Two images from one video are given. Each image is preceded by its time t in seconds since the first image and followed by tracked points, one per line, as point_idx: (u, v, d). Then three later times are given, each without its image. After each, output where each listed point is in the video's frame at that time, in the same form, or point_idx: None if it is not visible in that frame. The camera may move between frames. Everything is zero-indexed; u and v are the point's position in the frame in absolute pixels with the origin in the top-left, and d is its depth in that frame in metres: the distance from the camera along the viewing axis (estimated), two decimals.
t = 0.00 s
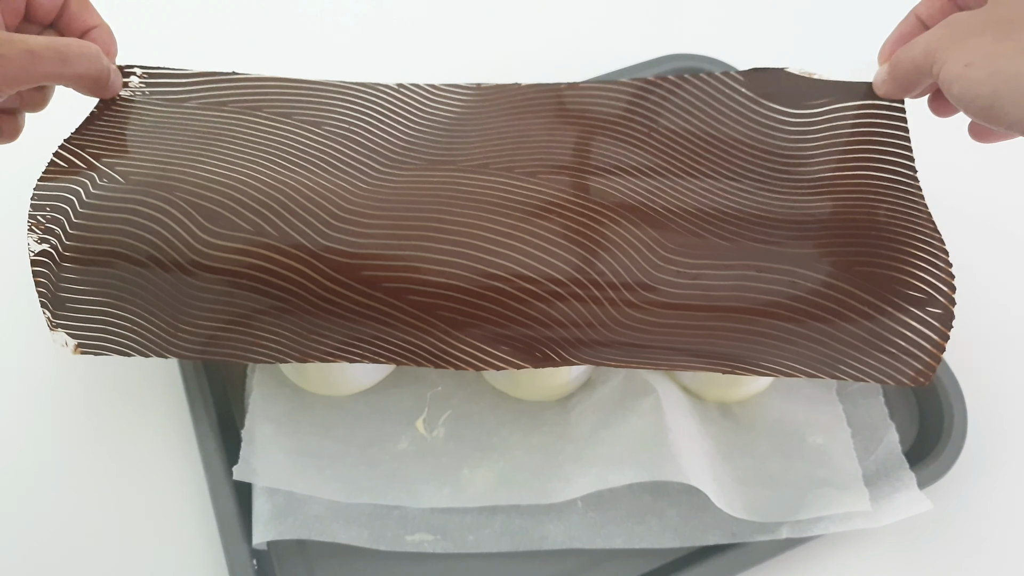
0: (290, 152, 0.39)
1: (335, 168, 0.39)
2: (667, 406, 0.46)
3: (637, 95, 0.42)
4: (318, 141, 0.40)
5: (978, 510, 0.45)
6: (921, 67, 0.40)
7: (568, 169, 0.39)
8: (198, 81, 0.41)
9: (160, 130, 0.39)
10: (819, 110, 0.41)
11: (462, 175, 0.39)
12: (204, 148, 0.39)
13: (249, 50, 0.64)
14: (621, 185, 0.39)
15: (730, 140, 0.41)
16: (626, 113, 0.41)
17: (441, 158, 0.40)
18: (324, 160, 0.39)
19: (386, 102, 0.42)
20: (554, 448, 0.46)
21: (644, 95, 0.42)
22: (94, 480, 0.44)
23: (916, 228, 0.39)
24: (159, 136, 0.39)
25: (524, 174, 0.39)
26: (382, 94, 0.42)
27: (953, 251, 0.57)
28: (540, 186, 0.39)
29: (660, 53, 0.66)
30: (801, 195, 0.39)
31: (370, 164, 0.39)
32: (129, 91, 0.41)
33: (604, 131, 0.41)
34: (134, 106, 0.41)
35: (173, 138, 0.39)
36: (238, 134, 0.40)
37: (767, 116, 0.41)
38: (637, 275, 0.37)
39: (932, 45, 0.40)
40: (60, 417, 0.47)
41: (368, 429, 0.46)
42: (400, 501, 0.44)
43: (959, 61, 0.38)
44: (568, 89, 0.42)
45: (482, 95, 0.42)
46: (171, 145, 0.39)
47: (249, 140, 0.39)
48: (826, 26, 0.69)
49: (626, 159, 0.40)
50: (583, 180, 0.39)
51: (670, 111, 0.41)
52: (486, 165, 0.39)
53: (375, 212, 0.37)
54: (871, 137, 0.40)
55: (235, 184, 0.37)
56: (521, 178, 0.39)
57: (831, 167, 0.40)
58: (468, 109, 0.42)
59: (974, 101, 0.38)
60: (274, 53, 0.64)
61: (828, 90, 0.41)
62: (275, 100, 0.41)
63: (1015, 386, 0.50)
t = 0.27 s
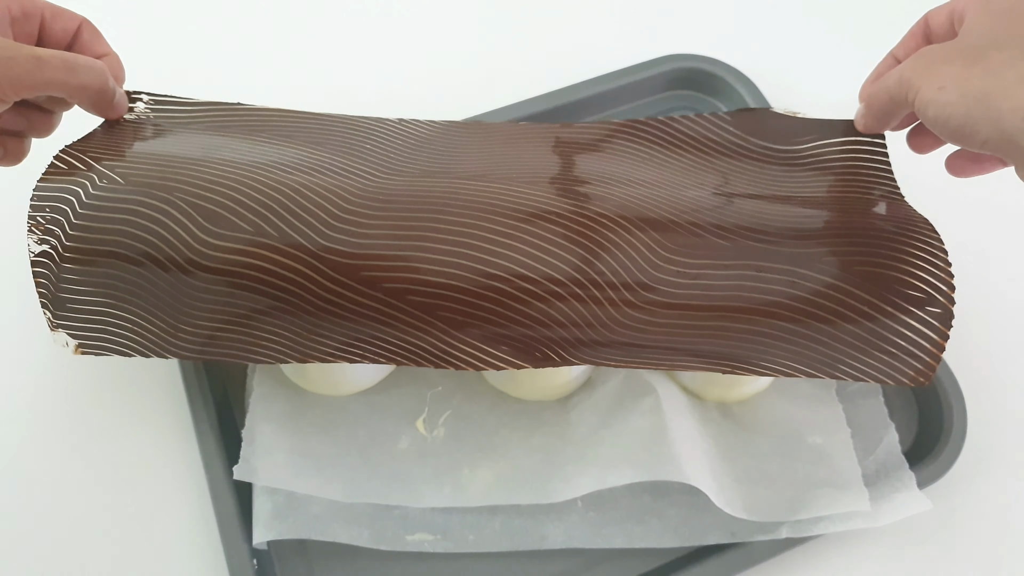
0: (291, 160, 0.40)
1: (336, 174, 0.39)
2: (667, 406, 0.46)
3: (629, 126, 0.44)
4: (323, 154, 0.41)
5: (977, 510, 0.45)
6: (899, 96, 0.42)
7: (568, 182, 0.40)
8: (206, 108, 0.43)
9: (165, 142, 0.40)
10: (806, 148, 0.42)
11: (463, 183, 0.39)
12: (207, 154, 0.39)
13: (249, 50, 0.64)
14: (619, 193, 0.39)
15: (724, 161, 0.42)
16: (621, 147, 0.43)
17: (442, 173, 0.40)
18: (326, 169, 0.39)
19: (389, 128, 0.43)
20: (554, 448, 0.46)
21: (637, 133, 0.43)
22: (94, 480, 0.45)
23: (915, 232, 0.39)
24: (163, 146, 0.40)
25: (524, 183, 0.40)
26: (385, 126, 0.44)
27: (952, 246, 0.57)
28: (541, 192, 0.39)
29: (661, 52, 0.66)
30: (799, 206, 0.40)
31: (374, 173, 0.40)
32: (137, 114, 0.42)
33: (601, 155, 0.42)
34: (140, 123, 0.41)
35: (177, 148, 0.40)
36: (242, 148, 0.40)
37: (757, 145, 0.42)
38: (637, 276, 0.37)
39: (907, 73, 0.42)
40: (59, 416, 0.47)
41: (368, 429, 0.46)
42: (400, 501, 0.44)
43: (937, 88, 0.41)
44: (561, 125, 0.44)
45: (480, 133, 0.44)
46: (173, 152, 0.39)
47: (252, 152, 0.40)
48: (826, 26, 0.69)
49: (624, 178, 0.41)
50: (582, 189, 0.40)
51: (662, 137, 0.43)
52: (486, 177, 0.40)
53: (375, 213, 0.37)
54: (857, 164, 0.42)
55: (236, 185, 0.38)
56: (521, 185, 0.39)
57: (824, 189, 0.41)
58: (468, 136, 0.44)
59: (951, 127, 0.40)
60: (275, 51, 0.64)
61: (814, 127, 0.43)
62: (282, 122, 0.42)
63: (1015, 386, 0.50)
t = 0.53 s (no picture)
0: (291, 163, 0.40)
1: (336, 174, 0.39)
2: (667, 406, 0.46)
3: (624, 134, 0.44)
4: (323, 156, 0.41)
5: (977, 510, 0.45)
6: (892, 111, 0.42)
7: (566, 182, 0.40)
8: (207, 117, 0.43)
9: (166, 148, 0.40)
10: (802, 154, 0.43)
11: (462, 184, 0.39)
12: (208, 158, 0.39)
13: (250, 51, 0.64)
14: (618, 194, 0.40)
15: (720, 161, 0.43)
16: (619, 149, 0.43)
17: (441, 173, 0.40)
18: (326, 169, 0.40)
19: (387, 132, 0.44)
20: (554, 448, 0.46)
21: (634, 139, 0.44)
22: (93, 480, 0.45)
23: (916, 231, 0.39)
24: (165, 151, 0.40)
25: (524, 184, 0.40)
26: (385, 131, 0.44)
27: (950, 245, 0.57)
28: (540, 193, 0.39)
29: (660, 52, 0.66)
30: (798, 207, 0.40)
31: (374, 172, 0.40)
32: (140, 125, 0.42)
33: (599, 157, 0.42)
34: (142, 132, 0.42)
35: (179, 152, 0.40)
36: (243, 151, 0.40)
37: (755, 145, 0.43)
38: (636, 276, 0.37)
39: (902, 88, 0.42)
40: (59, 416, 0.47)
41: (367, 429, 0.46)
42: (400, 501, 0.44)
43: (928, 107, 0.41)
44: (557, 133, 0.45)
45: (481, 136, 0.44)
46: (174, 156, 0.39)
47: (253, 155, 0.40)
48: (825, 26, 0.69)
49: (622, 180, 0.41)
50: (581, 189, 0.40)
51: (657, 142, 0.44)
52: (485, 176, 0.40)
53: (373, 213, 0.37)
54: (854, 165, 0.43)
55: (235, 185, 0.38)
56: (520, 186, 0.39)
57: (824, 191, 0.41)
58: (466, 139, 0.44)
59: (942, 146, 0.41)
60: (275, 53, 0.64)
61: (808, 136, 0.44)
62: (283, 128, 0.43)
63: (1015, 386, 0.50)
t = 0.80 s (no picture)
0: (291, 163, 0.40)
1: (336, 175, 0.39)
2: (667, 406, 0.46)
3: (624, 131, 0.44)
4: (323, 157, 0.41)
5: (977, 510, 0.45)
6: (897, 110, 0.42)
7: (565, 183, 0.40)
8: (203, 110, 0.43)
9: (165, 146, 0.40)
10: (801, 152, 0.43)
11: (462, 185, 0.39)
12: (208, 158, 0.39)
13: (249, 50, 0.64)
14: (618, 194, 0.40)
15: (723, 162, 0.42)
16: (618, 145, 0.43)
17: (440, 174, 0.40)
18: (325, 169, 0.40)
19: (385, 130, 0.44)
20: (554, 448, 0.46)
21: (634, 133, 0.44)
22: (93, 480, 0.45)
23: (916, 231, 0.39)
24: (164, 151, 0.40)
25: (524, 184, 0.40)
26: (384, 126, 0.44)
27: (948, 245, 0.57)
28: (540, 193, 0.39)
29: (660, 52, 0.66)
30: (798, 207, 0.40)
31: (374, 174, 0.40)
32: (134, 116, 0.42)
33: (598, 156, 0.42)
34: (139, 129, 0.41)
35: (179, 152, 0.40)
36: (243, 150, 0.40)
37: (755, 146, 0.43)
38: (636, 276, 0.37)
39: (910, 88, 0.42)
40: (58, 417, 0.47)
41: (367, 429, 0.46)
42: (400, 501, 0.44)
43: (934, 108, 0.41)
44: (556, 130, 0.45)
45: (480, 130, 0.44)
46: (174, 156, 0.39)
47: (252, 154, 0.40)
48: (824, 26, 0.69)
49: (621, 180, 0.41)
50: (580, 189, 0.40)
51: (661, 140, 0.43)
52: (484, 177, 0.40)
53: (374, 214, 0.37)
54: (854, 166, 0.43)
55: (234, 185, 0.38)
56: (520, 186, 0.39)
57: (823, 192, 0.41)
58: (464, 138, 0.44)
59: (945, 149, 0.40)
60: (274, 51, 0.64)
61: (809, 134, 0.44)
62: (280, 126, 0.43)
63: (1015, 386, 0.50)
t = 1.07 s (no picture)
0: (291, 164, 0.40)
1: (336, 176, 0.39)
2: (667, 406, 0.46)
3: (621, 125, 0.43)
4: (322, 158, 0.41)
5: (978, 510, 0.45)
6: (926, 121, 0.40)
7: (564, 183, 0.40)
8: (194, 105, 0.42)
9: (164, 147, 0.40)
10: (801, 145, 0.42)
11: (462, 185, 0.39)
12: (208, 159, 0.39)
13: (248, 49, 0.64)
14: (618, 195, 0.40)
15: (717, 165, 0.42)
16: (616, 138, 0.43)
17: (440, 175, 0.40)
18: (324, 170, 0.40)
19: (382, 125, 0.43)
20: (554, 448, 0.46)
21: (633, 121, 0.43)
22: (93, 481, 0.45)
23: (916, 231, 0.39)
24: (164, 152, 0.40)
25: (523, 185, 0.40)
26: (382, 117, 0.43)
27: (946, 243, 0.57)
28: (540, 194, 0.39)
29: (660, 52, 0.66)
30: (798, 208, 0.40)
31: (373, 175, 0.40)
32: (123, 101, 0.42)
33: (596, 154, 0.43)
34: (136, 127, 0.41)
35: (179, 154, 0.40)
36: (242, 151, 0.41)
37: (750, 155, 0.42)
38: (636, 276, 0.37)
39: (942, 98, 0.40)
40: (59, 418, 0.47)
41: (367, 429, 0.47)
42: (400, 501, 0.44)
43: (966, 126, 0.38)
44: (558, 114, 0.44)
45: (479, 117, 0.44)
46: (174, 157, 0.39)
47: (252, 155, 0.40)
48: (824, 25, 0.69)
49: (620, 181, 0.41)
50: (580, 190, 0.40)
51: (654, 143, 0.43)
52: (484, 178, 0.40)
53: (373, 214, 0.37)
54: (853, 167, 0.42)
55: (234, 185, 0.38)
56: (520, 187, 0.39)
57: (821, 192, 0.41)
58: (462, 137, 0.44)
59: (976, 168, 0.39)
60: (274, 51, 0.64)
61: (816, 125, 0.42)
62: (274, 123, 0.42)
63: (1015, 386, 0.50)
